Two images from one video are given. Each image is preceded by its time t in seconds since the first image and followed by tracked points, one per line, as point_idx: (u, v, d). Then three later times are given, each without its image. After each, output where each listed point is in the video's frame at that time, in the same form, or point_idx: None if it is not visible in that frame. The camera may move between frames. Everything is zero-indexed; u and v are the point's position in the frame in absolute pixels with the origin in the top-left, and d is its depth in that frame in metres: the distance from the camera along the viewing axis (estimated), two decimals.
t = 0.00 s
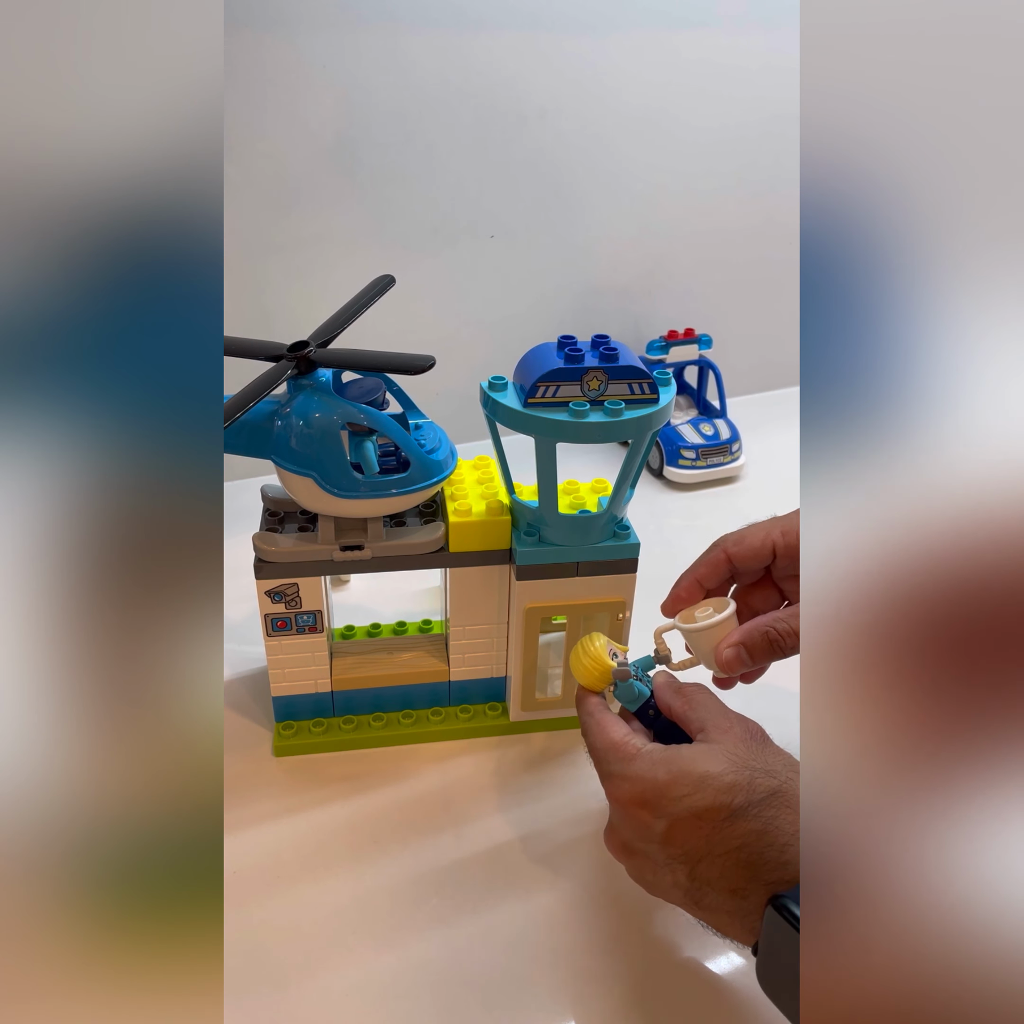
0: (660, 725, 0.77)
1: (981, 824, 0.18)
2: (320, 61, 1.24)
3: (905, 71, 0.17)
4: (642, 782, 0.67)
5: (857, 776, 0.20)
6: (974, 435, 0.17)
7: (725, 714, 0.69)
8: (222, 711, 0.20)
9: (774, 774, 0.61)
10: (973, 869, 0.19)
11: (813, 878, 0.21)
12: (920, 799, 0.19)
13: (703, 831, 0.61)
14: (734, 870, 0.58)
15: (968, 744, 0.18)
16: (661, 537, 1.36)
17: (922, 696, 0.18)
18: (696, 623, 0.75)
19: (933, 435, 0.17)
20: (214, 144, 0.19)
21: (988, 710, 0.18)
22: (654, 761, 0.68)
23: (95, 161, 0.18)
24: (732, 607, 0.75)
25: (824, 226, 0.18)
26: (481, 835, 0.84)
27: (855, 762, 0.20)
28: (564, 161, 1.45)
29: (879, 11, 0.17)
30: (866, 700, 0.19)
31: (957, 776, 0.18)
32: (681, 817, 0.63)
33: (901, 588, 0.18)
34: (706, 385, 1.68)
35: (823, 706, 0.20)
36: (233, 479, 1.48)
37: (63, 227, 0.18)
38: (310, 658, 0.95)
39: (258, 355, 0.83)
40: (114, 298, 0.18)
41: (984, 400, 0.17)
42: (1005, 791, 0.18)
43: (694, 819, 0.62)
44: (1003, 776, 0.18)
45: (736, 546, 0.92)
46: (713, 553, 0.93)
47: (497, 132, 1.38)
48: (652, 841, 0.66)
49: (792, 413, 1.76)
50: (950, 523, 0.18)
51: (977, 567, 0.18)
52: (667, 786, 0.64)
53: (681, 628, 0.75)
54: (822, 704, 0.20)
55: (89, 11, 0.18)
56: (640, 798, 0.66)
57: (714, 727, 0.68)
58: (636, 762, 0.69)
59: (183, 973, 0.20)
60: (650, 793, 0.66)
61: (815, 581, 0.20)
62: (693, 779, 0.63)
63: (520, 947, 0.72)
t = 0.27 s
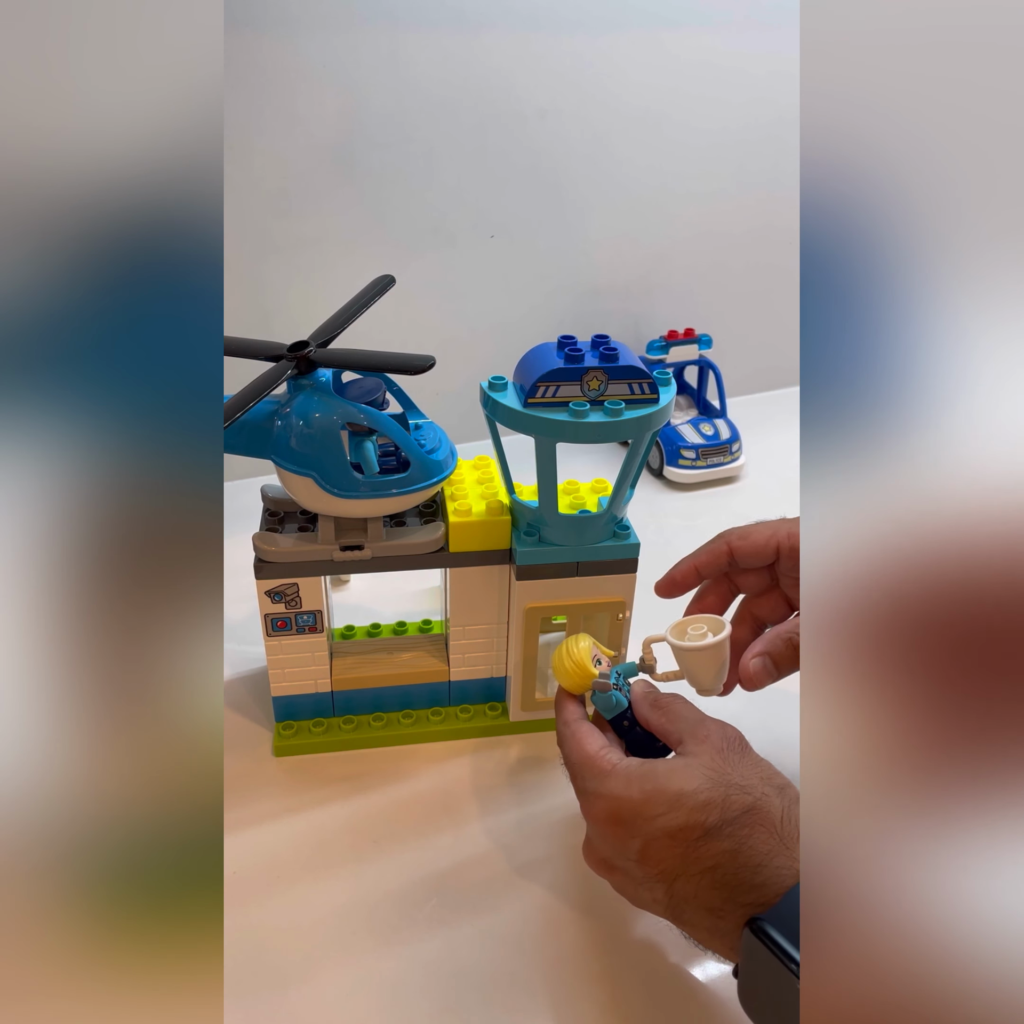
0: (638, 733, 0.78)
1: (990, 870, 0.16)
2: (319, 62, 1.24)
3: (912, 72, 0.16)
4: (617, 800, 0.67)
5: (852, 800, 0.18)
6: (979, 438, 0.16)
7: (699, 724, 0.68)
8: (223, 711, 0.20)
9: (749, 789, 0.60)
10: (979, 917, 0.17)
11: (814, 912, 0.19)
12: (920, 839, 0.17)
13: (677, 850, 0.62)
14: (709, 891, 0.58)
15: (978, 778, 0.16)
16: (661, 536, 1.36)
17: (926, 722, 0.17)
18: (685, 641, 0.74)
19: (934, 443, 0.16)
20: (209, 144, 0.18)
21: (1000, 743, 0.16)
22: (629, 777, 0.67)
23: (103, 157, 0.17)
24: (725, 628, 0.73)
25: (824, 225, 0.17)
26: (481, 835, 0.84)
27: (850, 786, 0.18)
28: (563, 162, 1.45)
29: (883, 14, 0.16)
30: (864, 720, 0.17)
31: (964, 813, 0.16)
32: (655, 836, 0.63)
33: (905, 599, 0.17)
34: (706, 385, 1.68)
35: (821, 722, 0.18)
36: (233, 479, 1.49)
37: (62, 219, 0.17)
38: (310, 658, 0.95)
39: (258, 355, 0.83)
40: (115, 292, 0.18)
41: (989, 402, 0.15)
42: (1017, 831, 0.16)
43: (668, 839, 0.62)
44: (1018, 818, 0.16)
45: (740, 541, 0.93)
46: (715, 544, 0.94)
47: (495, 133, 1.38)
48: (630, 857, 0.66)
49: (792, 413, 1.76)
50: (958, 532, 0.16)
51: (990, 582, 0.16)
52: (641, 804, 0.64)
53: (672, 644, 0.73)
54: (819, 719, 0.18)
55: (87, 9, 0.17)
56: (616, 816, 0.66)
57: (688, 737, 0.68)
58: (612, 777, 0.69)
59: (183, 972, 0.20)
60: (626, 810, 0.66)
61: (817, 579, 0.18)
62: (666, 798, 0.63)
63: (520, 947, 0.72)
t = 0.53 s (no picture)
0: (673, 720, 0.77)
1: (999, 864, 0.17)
2: (320, 61, 1.25)
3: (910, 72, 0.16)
4: (612, 814, 0.62)
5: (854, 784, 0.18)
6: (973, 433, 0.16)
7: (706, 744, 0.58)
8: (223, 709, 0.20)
9: (716, 830, 0.50)
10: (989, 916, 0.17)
11: (836, 922, 0.19)
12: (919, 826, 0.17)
13: (649, 875, 0.56)
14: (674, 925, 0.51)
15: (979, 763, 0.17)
16: (661, 537, 1.36)
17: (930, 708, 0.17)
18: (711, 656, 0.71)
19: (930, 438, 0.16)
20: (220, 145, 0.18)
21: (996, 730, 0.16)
22: (627, 791, 0.62)
23: (103, 157, 0.17)
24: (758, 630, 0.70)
25: (822, 225, 0.17)
26: (481, 835, 0.84)
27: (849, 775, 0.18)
28: (563, 162, 1.45)
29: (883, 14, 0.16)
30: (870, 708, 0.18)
31: (973, 808, 0.17)
32: (638, 856, 0.58)
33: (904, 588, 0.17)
34: (706, 386, 1.68)
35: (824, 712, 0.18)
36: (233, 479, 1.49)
37: (64, 218, 0.17)
38: (309, 658, 0.95)
39: (258, 355, 0.83)
40: (116, 292, 0.18)
41: (980, 401, 0.16)
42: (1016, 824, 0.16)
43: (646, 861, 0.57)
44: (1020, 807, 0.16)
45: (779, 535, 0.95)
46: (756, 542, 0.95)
47: (496, 133, 1.38)
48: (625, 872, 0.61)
49: (792, 414, 1.76)
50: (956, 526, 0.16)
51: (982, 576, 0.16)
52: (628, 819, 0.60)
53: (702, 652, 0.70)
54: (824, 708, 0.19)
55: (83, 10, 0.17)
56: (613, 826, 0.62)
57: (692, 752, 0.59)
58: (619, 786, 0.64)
59: (181, 973, 0.20)
60: (615, 824, 0.62)
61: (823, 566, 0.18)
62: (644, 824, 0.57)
63: (520, 947, 0.72)
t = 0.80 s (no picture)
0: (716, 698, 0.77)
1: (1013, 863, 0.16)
2: (321, 62, 1.25)
3: (904, 72, 0.15)
4: (636, 783, 0.63)
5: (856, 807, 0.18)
6: (976, 414, 0.15)
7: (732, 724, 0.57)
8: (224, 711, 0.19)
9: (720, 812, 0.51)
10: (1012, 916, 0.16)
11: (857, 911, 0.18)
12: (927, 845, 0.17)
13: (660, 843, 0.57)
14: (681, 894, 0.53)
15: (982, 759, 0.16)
16: (661, 537, 1.36)
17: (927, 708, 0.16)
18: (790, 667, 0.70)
19: (936, 425, 0.16)
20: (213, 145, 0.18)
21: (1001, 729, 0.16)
22: (653, 762, 0.62)
23: (97, 157, 0.17)
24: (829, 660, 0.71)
25: (820, 223, 0.17)
26: (481, 835, 0.84)
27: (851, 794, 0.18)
28: (565, 162, 1.45)
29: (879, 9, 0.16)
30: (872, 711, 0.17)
31: (984, 797, 0.16)
32: (652, 826, 0.59)
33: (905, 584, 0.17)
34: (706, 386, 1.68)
35: (823, 721, 0.18)
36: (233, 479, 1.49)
37: (60, 218, 0.17)
38: (310, 658, 0.95)
39: (258, 355, 0.83)
40: (116, 292, 0.18)
41: (983, 380, 0.15)
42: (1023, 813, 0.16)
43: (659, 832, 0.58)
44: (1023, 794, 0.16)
45: (761, 516, 0.97)
46: (741, 531, 0.98)
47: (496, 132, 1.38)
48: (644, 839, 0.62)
49: (792, 414, 1.76)
50: (962, 512, 0.16)
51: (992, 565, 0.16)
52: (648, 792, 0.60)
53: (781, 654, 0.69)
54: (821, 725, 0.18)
55: (75, 12, 0.17)
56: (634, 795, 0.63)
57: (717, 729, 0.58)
58: (645, 757, 0.64)
59: (181, 977, 0.20)
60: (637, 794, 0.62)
61: (823, 558, 0.18)
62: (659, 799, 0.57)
63: (520, 947, 0.72)
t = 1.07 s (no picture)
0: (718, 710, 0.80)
1: None
2: (322, 61, 1.25)
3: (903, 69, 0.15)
4: (629, 808, 0.66)
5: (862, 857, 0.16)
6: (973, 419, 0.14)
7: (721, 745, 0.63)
8: (223, 711, 0.19)
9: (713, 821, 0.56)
10: None
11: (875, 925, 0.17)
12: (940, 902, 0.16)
13: (651, 859, 0.60)
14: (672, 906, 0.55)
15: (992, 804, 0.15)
16: (661, 537, 1.36)
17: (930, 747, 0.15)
18: (790, 696, 0.67)
19: (940, 437, 0.15)
20: (212, 145, 0.18)
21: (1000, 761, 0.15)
22: (643, 787, 0.66)
23: (98, 155, 0.17)
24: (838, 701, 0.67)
25: (821, 218, 0.16)
26: (481, 835, 0.84)
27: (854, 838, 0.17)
28: (565, 161, 1.46)
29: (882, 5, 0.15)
30: (869, 739, 0.16)
31: (992, 833, 0.15)
32: (641, 841, 0.62)
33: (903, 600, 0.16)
34: (707, 385, 1.68)
35: (819, 749, 0.17)
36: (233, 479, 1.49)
37: (59, 216, 0.17)
38: (309, 658, 0.95)
39: (258, 355, 0.83)
40: (117, 290, 0.18)
41: (982, 385, 0.14)
42: None
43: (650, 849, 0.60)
44: None
45: (771, 517, 0.97)
46: (751, 530, 0.97)
47: (496, 132, 1.39)
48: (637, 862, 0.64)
49: (792, 414, 1.76)
50: (962, 527, 0.15)
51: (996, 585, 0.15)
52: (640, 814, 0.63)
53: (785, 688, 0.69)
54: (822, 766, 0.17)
55: (76, 11, 0.17)
56: (627, 817, 0.66)
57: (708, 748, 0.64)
58: (638, 780, 0.67)
59: (181, 977, 0.20)
60: (629, 818, 0.65)
61: (824, 578, 0.17)
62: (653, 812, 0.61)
63: (521, 948, 0.72)
